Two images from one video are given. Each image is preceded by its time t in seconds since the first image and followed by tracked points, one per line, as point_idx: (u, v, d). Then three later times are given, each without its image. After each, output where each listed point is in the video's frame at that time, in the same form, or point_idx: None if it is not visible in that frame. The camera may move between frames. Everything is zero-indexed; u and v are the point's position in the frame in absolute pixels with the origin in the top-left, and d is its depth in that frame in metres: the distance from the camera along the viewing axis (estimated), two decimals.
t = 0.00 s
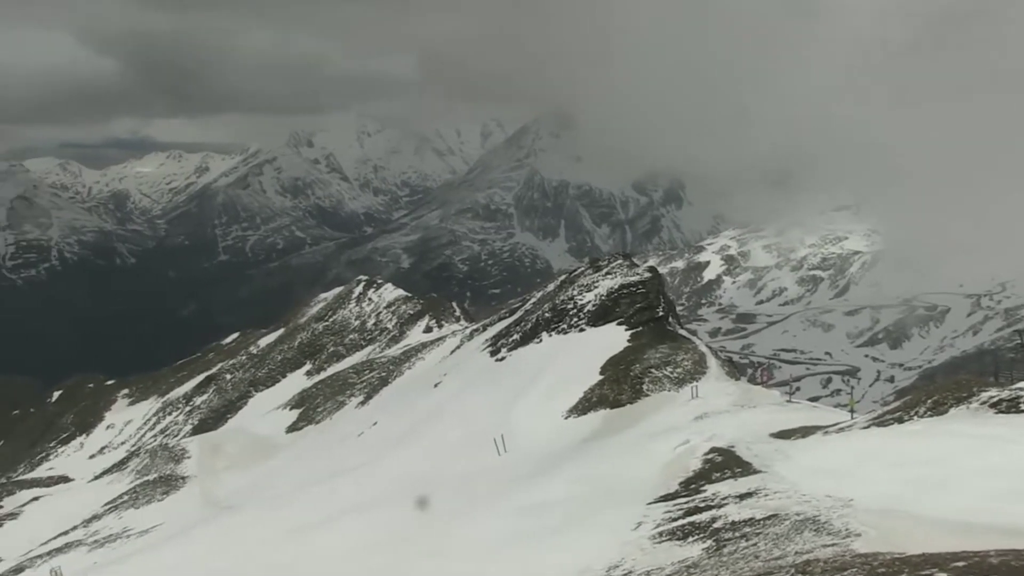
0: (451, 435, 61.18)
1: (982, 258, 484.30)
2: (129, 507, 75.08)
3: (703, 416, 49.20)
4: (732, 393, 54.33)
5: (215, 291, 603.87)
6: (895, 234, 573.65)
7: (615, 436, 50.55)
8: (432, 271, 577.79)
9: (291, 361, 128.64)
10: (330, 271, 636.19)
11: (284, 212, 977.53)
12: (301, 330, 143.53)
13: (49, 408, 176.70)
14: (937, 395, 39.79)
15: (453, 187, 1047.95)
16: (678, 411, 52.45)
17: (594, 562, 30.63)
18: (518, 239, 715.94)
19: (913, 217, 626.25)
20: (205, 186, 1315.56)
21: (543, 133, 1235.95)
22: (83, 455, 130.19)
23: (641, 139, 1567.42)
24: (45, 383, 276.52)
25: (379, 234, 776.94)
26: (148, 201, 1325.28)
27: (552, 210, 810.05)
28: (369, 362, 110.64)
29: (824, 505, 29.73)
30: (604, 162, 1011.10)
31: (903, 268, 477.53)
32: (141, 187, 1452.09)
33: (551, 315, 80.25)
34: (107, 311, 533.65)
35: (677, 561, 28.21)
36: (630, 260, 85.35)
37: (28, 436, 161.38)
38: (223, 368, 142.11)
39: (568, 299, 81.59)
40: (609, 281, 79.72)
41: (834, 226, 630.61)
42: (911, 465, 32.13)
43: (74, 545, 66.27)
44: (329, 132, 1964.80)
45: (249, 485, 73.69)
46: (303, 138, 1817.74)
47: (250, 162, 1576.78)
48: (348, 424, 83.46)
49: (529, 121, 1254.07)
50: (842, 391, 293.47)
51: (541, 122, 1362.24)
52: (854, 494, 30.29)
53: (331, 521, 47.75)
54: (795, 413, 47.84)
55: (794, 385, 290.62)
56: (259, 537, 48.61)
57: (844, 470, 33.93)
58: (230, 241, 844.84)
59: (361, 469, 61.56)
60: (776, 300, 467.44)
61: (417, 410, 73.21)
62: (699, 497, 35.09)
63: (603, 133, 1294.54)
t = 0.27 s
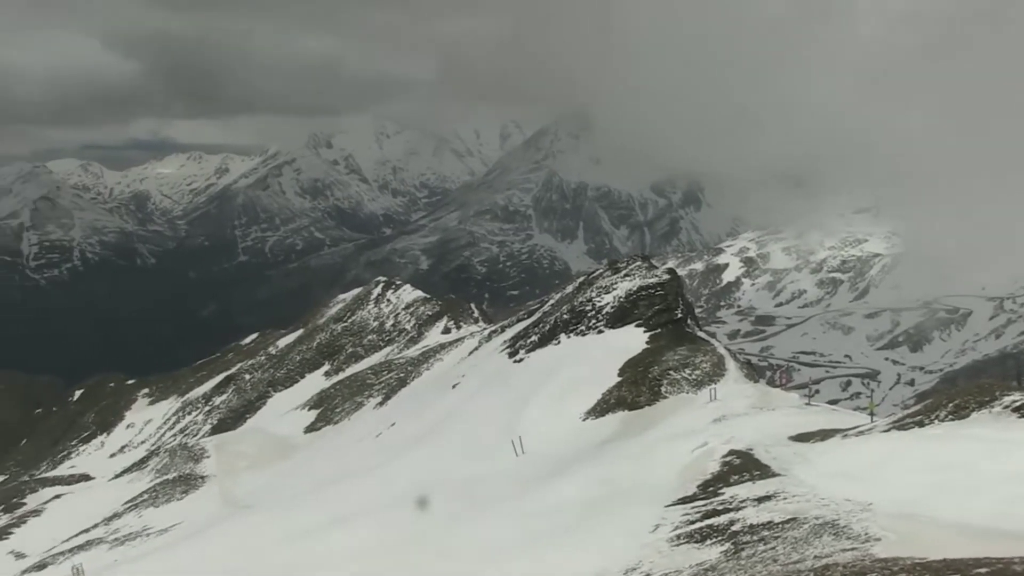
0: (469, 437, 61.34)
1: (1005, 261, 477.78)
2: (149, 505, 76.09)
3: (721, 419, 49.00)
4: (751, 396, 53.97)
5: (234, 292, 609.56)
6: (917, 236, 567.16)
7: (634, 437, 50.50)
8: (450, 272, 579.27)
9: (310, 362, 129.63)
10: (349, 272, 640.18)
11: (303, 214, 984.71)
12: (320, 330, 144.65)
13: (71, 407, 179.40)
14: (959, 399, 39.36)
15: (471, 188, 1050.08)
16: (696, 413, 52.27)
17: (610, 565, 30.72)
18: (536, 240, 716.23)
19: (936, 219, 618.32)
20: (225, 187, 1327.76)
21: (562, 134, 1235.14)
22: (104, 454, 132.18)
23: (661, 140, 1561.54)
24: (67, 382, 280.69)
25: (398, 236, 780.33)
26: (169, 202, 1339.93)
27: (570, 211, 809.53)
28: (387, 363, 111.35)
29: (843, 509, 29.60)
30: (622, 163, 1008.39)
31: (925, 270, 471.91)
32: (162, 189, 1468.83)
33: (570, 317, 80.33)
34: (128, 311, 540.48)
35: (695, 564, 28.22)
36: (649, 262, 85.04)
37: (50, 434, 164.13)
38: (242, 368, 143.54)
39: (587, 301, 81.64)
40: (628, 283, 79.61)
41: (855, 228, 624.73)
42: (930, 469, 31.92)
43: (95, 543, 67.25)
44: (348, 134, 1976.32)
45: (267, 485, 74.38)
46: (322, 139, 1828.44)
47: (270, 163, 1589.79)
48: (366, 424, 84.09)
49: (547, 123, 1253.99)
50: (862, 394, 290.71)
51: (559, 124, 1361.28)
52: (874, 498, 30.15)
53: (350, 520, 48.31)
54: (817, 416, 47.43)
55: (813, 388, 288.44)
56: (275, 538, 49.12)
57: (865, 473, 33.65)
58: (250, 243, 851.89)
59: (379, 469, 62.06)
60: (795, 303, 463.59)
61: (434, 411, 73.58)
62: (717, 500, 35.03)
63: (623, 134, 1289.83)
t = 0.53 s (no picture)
0: (484, 437, 61.70)
1: None
2: (166, 504, 76.98)
3: (738, 421, 48.82)
4: (768, 398, 53.66)
5: (251, 292, 614.27)
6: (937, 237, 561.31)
7: (650, 440, 50.37)
8: (467, 273, 580.34)
9: (326, 362, 130.46)
10: (365, 272, 643.22)
11: (320, 214, 990.15)
12: (337, 330, 145.58)
13: (89, 406, 181.67)
14: (978, 403, 39.04)
15: (487, 189, 1051.48)
16: (713, 415, 52.04)
17: (626, 567, 30.79)
18: (552, 241, 716.11)
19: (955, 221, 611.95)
20: (242, 188, 1336.86)
21: (578, 135, 1233.61)
22: (122, 453, 133.84)
23: (678, 141, 1554.01)
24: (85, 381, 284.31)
25: (414, 237, 782.82)
26: (187, 202, 1351.27)
27: (587, 212, 808.67)
28: (403, 363, 111.87)
29: (860, 512, 29.44)
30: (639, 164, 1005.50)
31: (945, 272, 466.88)
32: (180, 189, 1480.48)
33: (586, 318, 80.28)
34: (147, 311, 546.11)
35: (711, 566, 28.17)
36: (665, 263, 84.83)
37: (69, 433, 166.40)
38: (259, 368, 144.64)
39: (603, 302, 81.59)
40: (644, 284, 79.38)
41: (873, 229, 619.44)
42: (949, 473, 31.64)
43: (112, 541, 68.10)
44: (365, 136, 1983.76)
45: (283, 484, 75.03)
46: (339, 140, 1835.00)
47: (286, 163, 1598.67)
48: (382, 424, 84.54)
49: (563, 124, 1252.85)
50: (879, 396, 288.05)
51: (575, 125, 1359.92)
52: (894, 502, 29.88)
53: (365, 520, 48.69)
54: (834, 417, 47.22)
55: (830, 390, 286.29)
56: (291, 537, 49.65)
57: (883, 476, 33.42)
58: (267, 243, 858.26)
59: (394, 470, 62.48)
60: (812, 304, 459.94)
61: (450, 412, 73.81)
62: (733, 503, 34.95)
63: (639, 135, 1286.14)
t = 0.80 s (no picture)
0: (500, 438, 62.00)
1: None
2: (183, 503, 77.81)
3: (754, 424, 48.64)
4: (785, 401, 53.21)
5: (268, 292, 618.79)
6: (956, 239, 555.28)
7: (665, 442, 50.36)
8: (483, 274, 581.11)
9: (341, 363, 131.32)
10: (381, 273, 646.17)
11: (336, 216, 995.20)
12: (353, 331, 146.42)
13: (107, 405, 183.74)
14: (996, 407, 38.65)
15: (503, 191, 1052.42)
16: (730, 417, 51.77)
17: (639, 573, 30.72)
18: (569, 243, 715.51)
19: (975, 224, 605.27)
20: (259, 189, 1346.30)
21: (594, 137, 1231.55)
22: (139, 452, 135.37)
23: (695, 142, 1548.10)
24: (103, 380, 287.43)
25: (430, 238, 784.58)
26: (204, 203, 1362.77)
27: (603, 213, 807.50)
28: (419, 364, 112.40)
29: (878, 516, 29.26)
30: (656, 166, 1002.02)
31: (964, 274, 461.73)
32: (198, 191, 1493.87)
33: (602, 319, 80.30)
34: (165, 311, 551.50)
35: (728, 569, 28.16)
36: (682, 265, 84.62)
37: (87, 432, 168.42)
38: (275, 368, 145.77)
39: (620, 303, 81.50)
40: (661, 286, 79.34)
41: (891, 232, 613.84)
42: (967, 477, 31.33)
43: (130, 539, 68.98)
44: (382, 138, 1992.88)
45: (299, 484, 75.69)
46: (356, 142, 1843.71)
47: (303, 164, 1608.76)
48: (398, 425, 85.10)
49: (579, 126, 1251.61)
50: (896, 399, 285.34)
51: (591, 127, 1358.57)
52: (911, 506, 29.69)
53: (380, 520, 49.16)
54: (852, 421, 46.93)
55: (846, 393, 284.11)
56: (308, 536, 50.19)
57: (900, 481, 33.12)
58: (283, 244, 863.99)
59: (408, 470, 62.96)
60: (829, 306, 456.31)
61: (466, 413, 74.08)
62: (749, 506, 34.91)
63: (656, 136, 1281.42)
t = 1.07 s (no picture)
0: (514, 438, 62.28)
1: None
2: (199, 503, 78.63)
3: (770, 426, 48.37)
4: (802, 403, 52.92)
5: (284, 293, 623.07)
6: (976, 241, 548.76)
7: (681, 443, 50.27)
8: (498, 275, 581.71)
9: (357, 363, 132.02)
10: (397, 274, 648.64)
11: (352, 217, 999.95)
12: (369, 332, 147.21)
13: (124, 405, 185.77)
14: (1016, 411, 38.29)
15: (518, 192, 1053.06)
16: (746, 420, 51.58)
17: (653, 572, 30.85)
18: (584, 244, 714.60)
19: (996, 225, 598.15)
20: (275, 190, 1355.17)
21: (610, 138, 1229.87)
22: (156, 451, 136.81)
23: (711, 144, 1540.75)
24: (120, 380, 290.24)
25: (445, 239, 786.34)
26: (221, 204, 1373.41)
27: (619, 215, 805.44)
28: (435, 365, 112.75)
29: (895, 520, 29.13)
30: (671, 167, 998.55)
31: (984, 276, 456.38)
32: (215, 192, 1506.28)
33: (617, 321, 80.22)
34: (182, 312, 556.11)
35: (744, 571, 28.22)
36: (698, 266, 84.36)
37: (105, 431, 170.42)
38: (291, 368, 146.84)
39: (635, 305, 81.40)
40: (676, 288, 79.12)
41: (910, 234, 607.64)
42: (987, 482, 31.05)
43: (146, 538, 69.68)
44: (397, 140, 2000.46)
45: (315, 484, 76.22)
46: (372, 143, 1851.55)
47: (320, 166, 1618.58)
48: (414, 425, 85.61)
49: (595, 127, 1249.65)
50: (914, 402, 282.47)
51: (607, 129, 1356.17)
52: (931, 510, 29.40)
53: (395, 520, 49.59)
54: (868, 424, 46.53)
55: (864, 395, 281.88)
56: (322, 537, 50.49)
57: (919, 483, 32.86)
58: (300, 245, 869.16)
59: (423, 471, 63.36)
60: (846, 308, 452.67)
61: (481, 414, 74.34)
62: (765, 508, 34.75)
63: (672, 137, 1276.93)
